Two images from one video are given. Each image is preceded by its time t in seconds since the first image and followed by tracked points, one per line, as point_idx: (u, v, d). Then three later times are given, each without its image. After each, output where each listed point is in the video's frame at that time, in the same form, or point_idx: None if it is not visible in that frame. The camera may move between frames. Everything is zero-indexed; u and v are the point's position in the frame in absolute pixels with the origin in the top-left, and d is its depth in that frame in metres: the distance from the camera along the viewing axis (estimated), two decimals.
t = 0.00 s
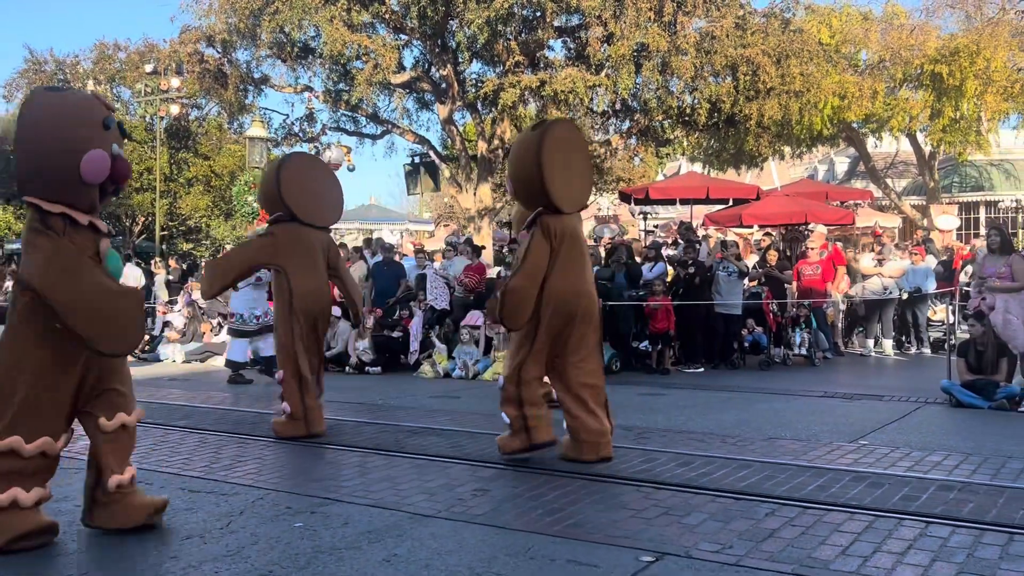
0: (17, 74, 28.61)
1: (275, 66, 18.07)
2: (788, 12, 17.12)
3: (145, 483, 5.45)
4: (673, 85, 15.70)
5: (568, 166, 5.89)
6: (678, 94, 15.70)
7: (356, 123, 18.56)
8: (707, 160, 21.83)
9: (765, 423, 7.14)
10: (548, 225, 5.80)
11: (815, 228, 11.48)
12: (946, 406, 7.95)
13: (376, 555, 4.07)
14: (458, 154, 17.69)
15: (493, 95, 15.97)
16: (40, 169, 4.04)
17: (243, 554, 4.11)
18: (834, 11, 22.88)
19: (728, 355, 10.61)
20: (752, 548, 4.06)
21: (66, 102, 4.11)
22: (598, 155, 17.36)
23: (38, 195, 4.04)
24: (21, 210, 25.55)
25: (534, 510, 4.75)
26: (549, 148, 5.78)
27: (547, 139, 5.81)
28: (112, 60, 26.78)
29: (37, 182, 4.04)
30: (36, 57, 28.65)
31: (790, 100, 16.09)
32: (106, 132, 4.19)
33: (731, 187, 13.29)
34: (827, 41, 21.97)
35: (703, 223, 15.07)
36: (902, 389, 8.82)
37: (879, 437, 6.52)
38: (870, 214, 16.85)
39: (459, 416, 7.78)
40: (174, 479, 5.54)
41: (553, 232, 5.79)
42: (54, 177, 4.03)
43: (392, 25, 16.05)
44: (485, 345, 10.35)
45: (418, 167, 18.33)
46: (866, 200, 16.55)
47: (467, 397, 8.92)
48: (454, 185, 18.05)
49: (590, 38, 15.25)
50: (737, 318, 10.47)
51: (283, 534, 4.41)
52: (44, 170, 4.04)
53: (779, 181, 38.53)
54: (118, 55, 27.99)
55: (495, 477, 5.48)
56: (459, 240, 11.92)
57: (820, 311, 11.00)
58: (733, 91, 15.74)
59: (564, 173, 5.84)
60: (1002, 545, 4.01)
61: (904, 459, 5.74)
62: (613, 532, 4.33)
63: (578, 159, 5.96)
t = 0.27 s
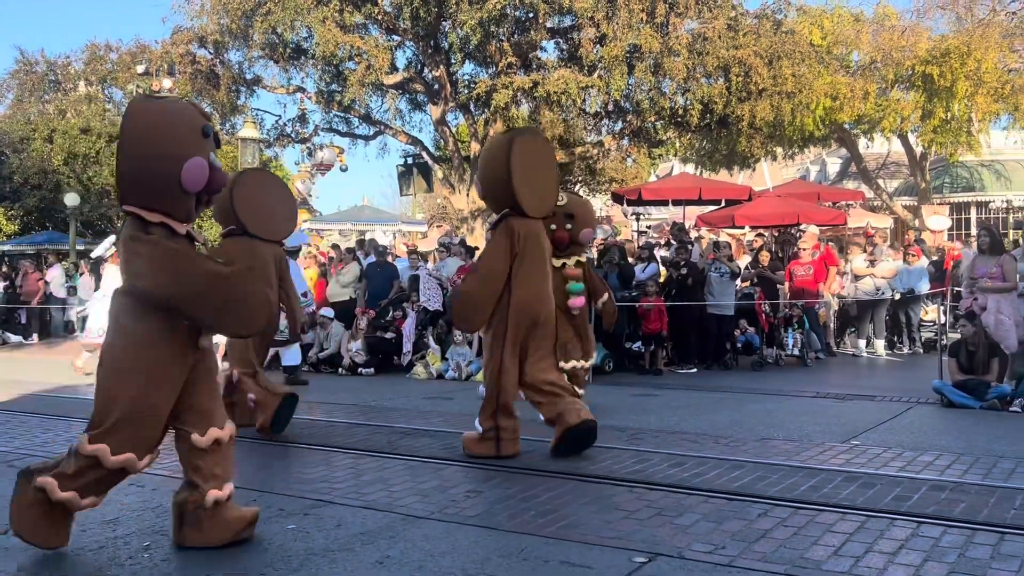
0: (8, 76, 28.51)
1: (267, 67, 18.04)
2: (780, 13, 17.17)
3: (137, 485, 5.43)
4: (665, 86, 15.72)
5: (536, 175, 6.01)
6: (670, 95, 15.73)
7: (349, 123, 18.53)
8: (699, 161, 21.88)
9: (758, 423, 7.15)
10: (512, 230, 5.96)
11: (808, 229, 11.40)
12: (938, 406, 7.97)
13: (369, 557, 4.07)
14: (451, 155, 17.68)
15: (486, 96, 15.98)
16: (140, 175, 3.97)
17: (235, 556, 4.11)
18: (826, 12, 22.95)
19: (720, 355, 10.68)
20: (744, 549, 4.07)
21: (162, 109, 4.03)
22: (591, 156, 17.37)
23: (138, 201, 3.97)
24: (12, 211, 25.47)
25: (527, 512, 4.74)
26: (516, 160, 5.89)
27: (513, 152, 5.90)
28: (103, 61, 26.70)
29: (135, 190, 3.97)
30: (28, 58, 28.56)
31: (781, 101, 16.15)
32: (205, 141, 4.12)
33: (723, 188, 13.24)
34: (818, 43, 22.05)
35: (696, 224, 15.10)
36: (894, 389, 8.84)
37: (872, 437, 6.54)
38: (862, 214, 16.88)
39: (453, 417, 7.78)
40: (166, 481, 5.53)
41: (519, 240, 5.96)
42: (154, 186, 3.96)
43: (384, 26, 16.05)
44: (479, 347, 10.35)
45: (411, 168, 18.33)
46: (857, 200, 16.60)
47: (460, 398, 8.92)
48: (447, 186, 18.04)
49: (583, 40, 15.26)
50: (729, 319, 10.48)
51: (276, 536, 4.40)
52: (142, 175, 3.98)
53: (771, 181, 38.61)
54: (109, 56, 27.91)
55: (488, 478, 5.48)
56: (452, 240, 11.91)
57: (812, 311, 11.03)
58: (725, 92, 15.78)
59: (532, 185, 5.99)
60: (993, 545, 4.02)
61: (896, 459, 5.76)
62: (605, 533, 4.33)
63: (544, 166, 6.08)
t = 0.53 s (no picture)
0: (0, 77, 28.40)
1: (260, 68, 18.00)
2: (773, 14, 17.19)
3: (129, 487, 5.41)
4: (658, 87, 15.74)
5: (489, 176, 6.23)
6: (663, 96, 15.74)
7: (342, 124, 18.51)
8: (692, 162, 21.91)
9: (750, 423, 7.16)
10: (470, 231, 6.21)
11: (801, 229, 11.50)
12: (931, 405, 7.99)
13: (362, 557, 4.06)
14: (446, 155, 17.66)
15: (480, 97, 15.98)
16: (246, 166, 3.94)
17: (228, 558, 4.10)
18: (818, 14, 23.01)
19: (713, 356, 10.70)
20: (737, 548, 4.07)
21: (266, 96, 4.00)
22: (584, 158, 17.39)
23: (248, 194, 3.97)
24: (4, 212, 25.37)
25: (522, 512, 4.74)
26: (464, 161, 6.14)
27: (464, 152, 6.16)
28: (96, 62, 26.65)
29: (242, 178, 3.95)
30: (19, 59, 28.45)
31: (774, 102, 16.19)
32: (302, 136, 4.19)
33: (716, 190, 13.32)
34: (811, 44, 22.10)
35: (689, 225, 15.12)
36: (887, 390, 8.87)
37: (864, 437, 6.56)
38: (855, 215, 16.94)
39: (447, 418, 7.78)
40: (159, 482, 5.51)
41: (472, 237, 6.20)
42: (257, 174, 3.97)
43: (377, 27, 16.04)
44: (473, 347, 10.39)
45: (405, 169, 18.34)
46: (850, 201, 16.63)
47: (453, 399, 8.91)
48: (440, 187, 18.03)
49: (576, 41, 15.28)
50: (722, 319, 10.48)
51: (269, 538, 4.39)
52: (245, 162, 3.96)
53: (765, 182, 38.69)
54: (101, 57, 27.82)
55: (482, 479, 5.48)
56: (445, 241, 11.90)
57: (805, 312, 11.05)
58: (718, 93, 15.81)
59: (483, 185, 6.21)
60: (984, 544, 4.04)
61: (889, 459, 5.78)
62: (599, 533, 4.33)
63: (502, 168, 6.28)
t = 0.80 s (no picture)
0: None
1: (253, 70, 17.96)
2: (766, 15, 17.23)
3: (121, 489, 5.39)
4: (652, 88, 15.75)
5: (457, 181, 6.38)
6: (657, 97, 15.75)
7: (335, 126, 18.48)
8: (686, 163, 21.93)
9: (743, 424, 7.17)
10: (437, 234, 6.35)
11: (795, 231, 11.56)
12: (923, 406, 8.00)
13: (356, 559, 4.06)
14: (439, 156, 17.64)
15: (473, 98, 15.98)
16: (356, 163, 3.85)
17: (221, 560, 4.08)
18: (811, 15, 23.07)
19: (707, 356, 10.71)
20: (730, 548, 4.08)
21: (374, 95, 3.93)
22: (578, 159, 17.40)
23: (357, 193, 3.90)
24: None
25: (515, 513, 4.74)
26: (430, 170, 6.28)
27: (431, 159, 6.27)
28: (88, 64, 26.59)
29: (355, 176, 3.86)
30: (11, 60, 28.35)
31: (767, 104, 16.22)
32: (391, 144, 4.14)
33: (709, 191, 13.34)
34: (804, 46, 22.15)
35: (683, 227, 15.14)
36: (880, 390, 8.89)
37: (857, 437, 6.57)
38: (848, 217, 16.98)
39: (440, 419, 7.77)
40: (151, 484, 5.49)
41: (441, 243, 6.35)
42: (374, 166, 3.88)
43: (371, 29, 16.03)
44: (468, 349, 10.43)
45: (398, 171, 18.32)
46: (843, 203, 16.67)
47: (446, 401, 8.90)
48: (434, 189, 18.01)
49: (570, 42, 15.30)
50: (716, 320, 10.48)
51: (262, 539, 4.37)
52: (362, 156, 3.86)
53: (758, 183, 38.74)
54: (94, 58, 27.74)
55: (475, 480, 5.47)
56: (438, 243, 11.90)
57: (798, 313, 11.08)
58: (711, 95, 15.84)
59: (452, 192, 6.36)
60: (977, 544, 4.05)
61: (882, 459, 5.79)
62: (592, 534, 4.33)
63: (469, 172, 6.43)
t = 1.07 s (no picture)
0: None
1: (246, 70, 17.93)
2: (760, 17, 17.24)
3: (113, 491, 5.37)
4: (646, 89, 15.76)
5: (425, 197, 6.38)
6: (651, 99, 15.76)
7: (329, 127, 18.46)
8: (679, 164, 21.96)
9: (737, 425, 7.18)
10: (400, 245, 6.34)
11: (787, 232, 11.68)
12: (917, 406, 8.00)
13: (349, 561, 4.05)
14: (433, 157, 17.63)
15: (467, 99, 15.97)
16: (477, 162, 3.82)
17: (215, 561, 4.08)
18: (804, 17, 23.12)
19: (701, 357, 10.68)
20: (724, 549, 4.08)
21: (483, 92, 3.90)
22: (572, 161, 17.42)
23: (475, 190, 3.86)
24: None
25: (509, 514, 4.74)
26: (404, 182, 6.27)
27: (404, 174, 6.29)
28: (81, 65, 26.53)
29: (475, 174, 3.84)
30: (4, 62, 28.26)
31: (761, 105, 16.25)
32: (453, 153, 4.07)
33: (703, 192, 13.36)
34: (798, 47, 22.20)
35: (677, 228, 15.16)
36: (874, 391, 8.91)
37: (851, 438, 6.59)
38: (841, 218, 17.02)
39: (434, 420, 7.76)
40: (143, 486, 5.48)
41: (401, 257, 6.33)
42: (492, 169, 3.88)
43: (365, 30, 16.02)
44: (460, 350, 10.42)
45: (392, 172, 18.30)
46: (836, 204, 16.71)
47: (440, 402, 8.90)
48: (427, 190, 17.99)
49: (564, 44, 15.31)
50: (710, 321, 10.48)
51: (255, 541, 4.36)
52: (481, 151, 3.83)
53: (751, 185, 38.82)
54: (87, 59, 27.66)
55: (469, 481, 5.47)
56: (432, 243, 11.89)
57: (791, 313, 11.09)
58: (705, 96, 15.87)
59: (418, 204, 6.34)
60: (969, 543, 4.06)
61: (875, 459, 5.80)
62: (586, 536, 4.33)
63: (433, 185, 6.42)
